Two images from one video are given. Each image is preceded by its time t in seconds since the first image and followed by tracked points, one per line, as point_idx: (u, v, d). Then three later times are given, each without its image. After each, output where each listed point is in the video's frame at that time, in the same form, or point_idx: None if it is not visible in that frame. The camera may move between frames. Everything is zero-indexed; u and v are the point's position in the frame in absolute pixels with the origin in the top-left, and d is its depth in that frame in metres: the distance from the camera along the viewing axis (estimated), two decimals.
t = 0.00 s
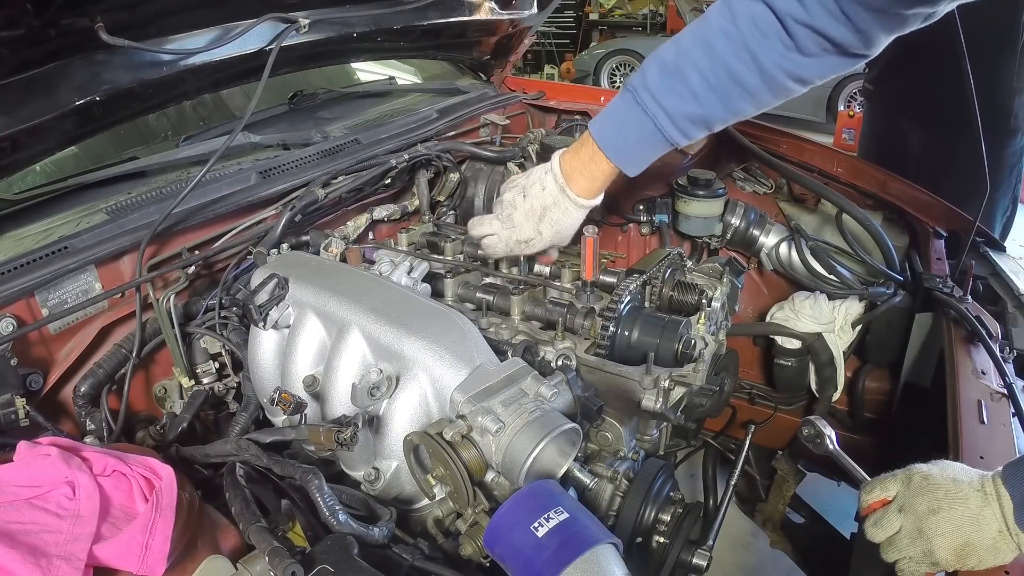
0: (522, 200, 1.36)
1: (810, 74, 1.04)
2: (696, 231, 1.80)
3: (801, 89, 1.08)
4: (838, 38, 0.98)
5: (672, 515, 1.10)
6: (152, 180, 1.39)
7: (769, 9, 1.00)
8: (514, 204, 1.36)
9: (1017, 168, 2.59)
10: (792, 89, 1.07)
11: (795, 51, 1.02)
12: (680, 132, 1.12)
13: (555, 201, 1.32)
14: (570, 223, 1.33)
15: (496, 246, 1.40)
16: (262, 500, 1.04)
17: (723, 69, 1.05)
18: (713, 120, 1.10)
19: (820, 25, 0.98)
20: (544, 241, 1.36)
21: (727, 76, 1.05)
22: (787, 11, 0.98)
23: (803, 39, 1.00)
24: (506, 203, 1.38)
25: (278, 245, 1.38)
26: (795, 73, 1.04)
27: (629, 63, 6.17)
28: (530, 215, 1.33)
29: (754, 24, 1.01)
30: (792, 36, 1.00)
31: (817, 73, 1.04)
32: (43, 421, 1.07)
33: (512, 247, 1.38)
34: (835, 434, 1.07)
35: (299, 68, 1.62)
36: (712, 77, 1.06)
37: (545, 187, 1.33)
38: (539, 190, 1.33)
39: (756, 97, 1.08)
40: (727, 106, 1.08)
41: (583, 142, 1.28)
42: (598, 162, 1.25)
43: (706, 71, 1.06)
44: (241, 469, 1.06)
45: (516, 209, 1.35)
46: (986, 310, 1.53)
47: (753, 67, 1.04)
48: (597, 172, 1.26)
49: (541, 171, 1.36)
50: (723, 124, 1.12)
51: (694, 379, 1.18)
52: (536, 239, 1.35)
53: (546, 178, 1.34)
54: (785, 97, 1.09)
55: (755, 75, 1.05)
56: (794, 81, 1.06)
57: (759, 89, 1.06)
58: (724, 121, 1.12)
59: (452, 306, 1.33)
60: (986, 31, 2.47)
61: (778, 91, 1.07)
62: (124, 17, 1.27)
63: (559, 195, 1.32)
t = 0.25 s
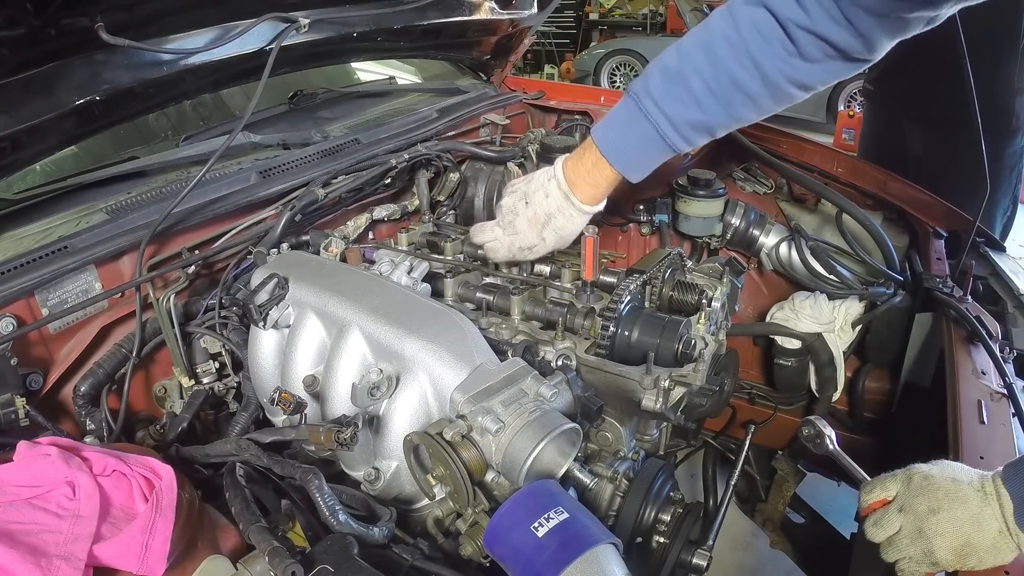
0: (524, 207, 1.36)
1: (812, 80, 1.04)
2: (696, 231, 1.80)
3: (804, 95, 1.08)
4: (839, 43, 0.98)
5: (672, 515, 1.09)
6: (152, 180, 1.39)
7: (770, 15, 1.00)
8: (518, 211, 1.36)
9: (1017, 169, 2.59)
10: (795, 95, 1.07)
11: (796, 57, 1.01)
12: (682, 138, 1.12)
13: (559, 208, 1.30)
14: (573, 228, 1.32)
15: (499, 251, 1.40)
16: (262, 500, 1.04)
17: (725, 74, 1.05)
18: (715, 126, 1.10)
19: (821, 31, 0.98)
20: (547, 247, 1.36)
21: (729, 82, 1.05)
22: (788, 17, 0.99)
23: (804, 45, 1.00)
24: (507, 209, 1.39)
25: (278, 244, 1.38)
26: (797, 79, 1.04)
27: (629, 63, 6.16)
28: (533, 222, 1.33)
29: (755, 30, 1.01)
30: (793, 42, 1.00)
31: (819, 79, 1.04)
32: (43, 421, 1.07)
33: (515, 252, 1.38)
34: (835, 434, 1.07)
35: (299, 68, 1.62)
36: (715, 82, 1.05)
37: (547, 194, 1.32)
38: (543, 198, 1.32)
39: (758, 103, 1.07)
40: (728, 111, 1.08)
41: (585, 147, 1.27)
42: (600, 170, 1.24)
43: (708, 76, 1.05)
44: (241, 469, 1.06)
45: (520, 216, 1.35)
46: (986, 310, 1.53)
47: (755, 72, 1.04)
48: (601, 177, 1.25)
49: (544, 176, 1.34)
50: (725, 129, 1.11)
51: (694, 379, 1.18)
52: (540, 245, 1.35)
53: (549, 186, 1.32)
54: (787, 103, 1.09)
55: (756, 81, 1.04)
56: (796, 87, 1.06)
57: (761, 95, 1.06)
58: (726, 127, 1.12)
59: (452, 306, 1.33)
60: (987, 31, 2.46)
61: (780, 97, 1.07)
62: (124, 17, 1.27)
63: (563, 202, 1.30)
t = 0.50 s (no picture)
0: (524, 206, 1.36)
1: (811, 79, 1.04)
2: (696, 231, 1.80)
3: (804, 94, 1.07)
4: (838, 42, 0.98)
5: (672, 515, 1.09)
6: (152, 180, 1.39)
7: (769, 14, 1.01)
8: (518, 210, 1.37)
9: (1017, 169, 2.60)
10: (795, 94, 1.07)
11: (795, 55, 1.01)
12: (681, 137, 1.12)
13: (557, 207, 1.30)
14: (570, 228, 1.32)
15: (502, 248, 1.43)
16: (262, 500, 1.04)
17: (724, 73, 1.05)
18: (714, 124, 1.10)
19: (820, 29, 0.98)
20: (546, 246, 1.36)
21: (728, 81, 1.05)
22: (786, 16, 0.99)
23: (803, 43, 1.00)
24: (510, 208, 1.39)
25: (278, 245, 1.38)
26: (796, 78, 1.04)
27: (629, 63, 6.16)
28: (532, 221, 1.33)
29: (754, 29, 1.01)
30: (792, 40, 1.00)
31: (818, 78, 1.04)
32: (43, 421, 1.07)
33: (516, 250, 1.41)
34: (834, 434, 1.07)
35: (299, 68, 1.62)
36: (714, 81, 1.05)
37: (546, 194, 1.31)
38: (541, 197, 1.31)
39: (757, 102, 1.07)
40: (728, 110, 1.08)
41: (585, 147, 1.26)
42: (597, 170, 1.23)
43: (707, 75, 1.05)
44: (241, 469, 1.06)
45: (519, 215, 1.35)
46: (986, 310, 1.53)
47: (754, 71, 1.03)
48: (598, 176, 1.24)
49: (543, 176, 1.33)
50: (725, 128, 1.11)
51: (694, 379, 1.18)
52: (538, 244, 1.36)
53: (547, 185, 1.31)
54: (787, 103, 1.08)
55: (755, 80, 1.04)
56: (796, 86, 1.05)
57: (760, 94, 1.06)
58: (725, 127, 1.11)
59: (452, 306, 1.33)
60: (987, 31, 2.46)
61: (779, 96, 1.06)
62: (124, 17, 1.27)
63: (560, 201, 1.30)
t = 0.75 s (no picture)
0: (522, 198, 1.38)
1: (811, 75, 1.04)
2: (696, 231, 1.80)
3: (804, 90, 1.08)
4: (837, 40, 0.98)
5: (673, 515, 1.09)
6: (152, 180, 1.39)
7: (769, 9, 1.01)
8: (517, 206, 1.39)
9: (1017, 169, 2.60)
10: (794, 90, 1.07)
11: (795, 51, 1.02)
12: (680, 130, 1.12)
13: (548, 197, 1.32)
14: (564, 219, 1.33)
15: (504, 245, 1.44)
16: (262, 500, 1.04)
17: (724, 67, 1.05)
18: (713, 119, 1.10)
19: (819, 25, 0.98)
20: (541, 240, 1.36)
21: (728, 75, 1.05)
22: (787, 12, 0.99)
23: (803, 39, 1.00)
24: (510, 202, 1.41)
25: (278, 245, 1.38)
26: (795, 73, 1.04)
27: (629, 63, 6.16)
28: (527, 212, 1.35)
29: (754, 24, 1.01)
30: (792, 36, 1.00)
31: (817, 73, 1.04)
32: (43, 421, 1.07)
33: (515, 245, 1.40)
34: (834, 435, 1.07)
35: (299, 68, 1.62)
36: (714, 75, 1.06)
37: (540, 183, 1.34)
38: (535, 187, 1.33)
39: (757, 97, 1.08)
40: (727, 105, 1.08)
41: (580, 139, 1.28)
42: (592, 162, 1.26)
43: (707, 69, 1.06)
44: (241, 469, 1.06)
45: (517, 207, 1.38)
46: (986, 310, 1.53)
47: (754, 66, 1.04)
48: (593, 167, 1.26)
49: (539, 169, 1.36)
50: (724, 123, 1.11)
51: (694, 379, 1.18)
52: (534, 237, 1.36)
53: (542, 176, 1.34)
54: (786, 98, 1.09)
55: (755, 75, 1.05)
56: (795, 82, 1.06)
57: (759, 89, 1.06)
58: (725, 122, 1.12)
59: (452, 306, 1.33)
60: (987, 31, 2.46)
61: (778, 92, 1.07)
62: (123, 17, 1.26)
63: (553, 191, 1.32)
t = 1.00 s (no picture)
0: (523, 211, 1.32)
1: (813, 84, 1.04)
2: (696, 231, 1.79)
3: (806, 99, 1.07)
4: (839, 47, 0.98)
5: (672, 515, 1.09)
6: (152, 180, 1.39)
7: (770, 19, 1.00)
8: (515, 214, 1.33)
9: (1017, 169, 2.60)
10: (795, 99, 1.07)
11: (797, 61, 1.01)
12: (683, 143, 1.12)
13: (557, 216, 1.27)
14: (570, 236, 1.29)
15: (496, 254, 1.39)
16: (262, 500, 1.04)
17: (725, 79, 1.05)
18: (715, 130, 1.10)
19: (821, 34, 0.97)
20: (545, 253, 1.34)
21: (730, 87, 1.05)
22: (788, 21, 0.98)
23: (805, 49, 1.00)
24: (506, 213, 1.35)
25: (278, 245, 1.38)
26: (797, 83, 1.04)
27: (629, 63, 6.16)
28: (530, 228, 1.30)
29: (755, 35, 1.01)
30: (794, 46, 1.00)
31: (819, 83, 1.04)
32: (43, 421, 1.07)
33: (512, 257, 1.36)
34: (835, 434, 1.07)
35: (299, 68, 1.62)
36: (715, 88, 1.05)
37: (547, 200, 1.28)
38: (540, 204, 1.28)
39: (759, 107, 1.07)
40: (729, 116, 1.08)
41: (584, 154, 1.22)
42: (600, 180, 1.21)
43: (708, 81, 1.05)
44: (241, 469, 1.06)
45: (516, 222, 1.32)
46: (986, 310, 1.53)
47: (755, 76, 1.04)
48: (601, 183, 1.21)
49: (542, 182, 1.31)
50: (725, 133, 1.11)
51: (694, 379, 1.18)
52: (536, 251, 1.34)
53: (547, 192, 1.28)
54: (788, 107, 1.09)
55: (757, 86, 1.04)
56: (797, 91, 1.06)
57: (761, 99, 1.06)
58: (727, 132, 1.12)
59: (452, 306, 1.33)
60: (987, 32, 2.46)
61: (780, 102, 1.07)
62: (123, 17, 1.26)
63: (562, 209, 1.26)
